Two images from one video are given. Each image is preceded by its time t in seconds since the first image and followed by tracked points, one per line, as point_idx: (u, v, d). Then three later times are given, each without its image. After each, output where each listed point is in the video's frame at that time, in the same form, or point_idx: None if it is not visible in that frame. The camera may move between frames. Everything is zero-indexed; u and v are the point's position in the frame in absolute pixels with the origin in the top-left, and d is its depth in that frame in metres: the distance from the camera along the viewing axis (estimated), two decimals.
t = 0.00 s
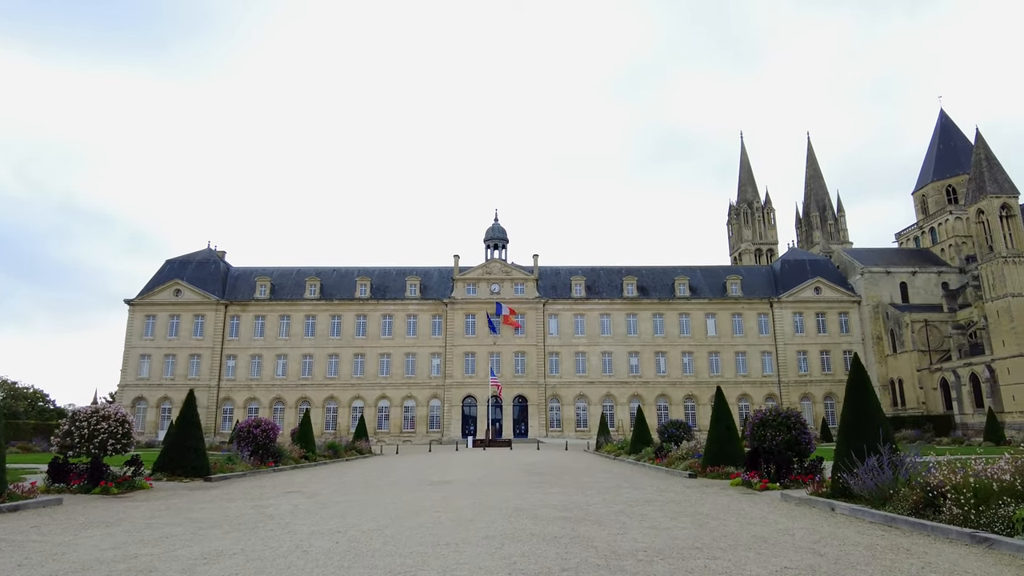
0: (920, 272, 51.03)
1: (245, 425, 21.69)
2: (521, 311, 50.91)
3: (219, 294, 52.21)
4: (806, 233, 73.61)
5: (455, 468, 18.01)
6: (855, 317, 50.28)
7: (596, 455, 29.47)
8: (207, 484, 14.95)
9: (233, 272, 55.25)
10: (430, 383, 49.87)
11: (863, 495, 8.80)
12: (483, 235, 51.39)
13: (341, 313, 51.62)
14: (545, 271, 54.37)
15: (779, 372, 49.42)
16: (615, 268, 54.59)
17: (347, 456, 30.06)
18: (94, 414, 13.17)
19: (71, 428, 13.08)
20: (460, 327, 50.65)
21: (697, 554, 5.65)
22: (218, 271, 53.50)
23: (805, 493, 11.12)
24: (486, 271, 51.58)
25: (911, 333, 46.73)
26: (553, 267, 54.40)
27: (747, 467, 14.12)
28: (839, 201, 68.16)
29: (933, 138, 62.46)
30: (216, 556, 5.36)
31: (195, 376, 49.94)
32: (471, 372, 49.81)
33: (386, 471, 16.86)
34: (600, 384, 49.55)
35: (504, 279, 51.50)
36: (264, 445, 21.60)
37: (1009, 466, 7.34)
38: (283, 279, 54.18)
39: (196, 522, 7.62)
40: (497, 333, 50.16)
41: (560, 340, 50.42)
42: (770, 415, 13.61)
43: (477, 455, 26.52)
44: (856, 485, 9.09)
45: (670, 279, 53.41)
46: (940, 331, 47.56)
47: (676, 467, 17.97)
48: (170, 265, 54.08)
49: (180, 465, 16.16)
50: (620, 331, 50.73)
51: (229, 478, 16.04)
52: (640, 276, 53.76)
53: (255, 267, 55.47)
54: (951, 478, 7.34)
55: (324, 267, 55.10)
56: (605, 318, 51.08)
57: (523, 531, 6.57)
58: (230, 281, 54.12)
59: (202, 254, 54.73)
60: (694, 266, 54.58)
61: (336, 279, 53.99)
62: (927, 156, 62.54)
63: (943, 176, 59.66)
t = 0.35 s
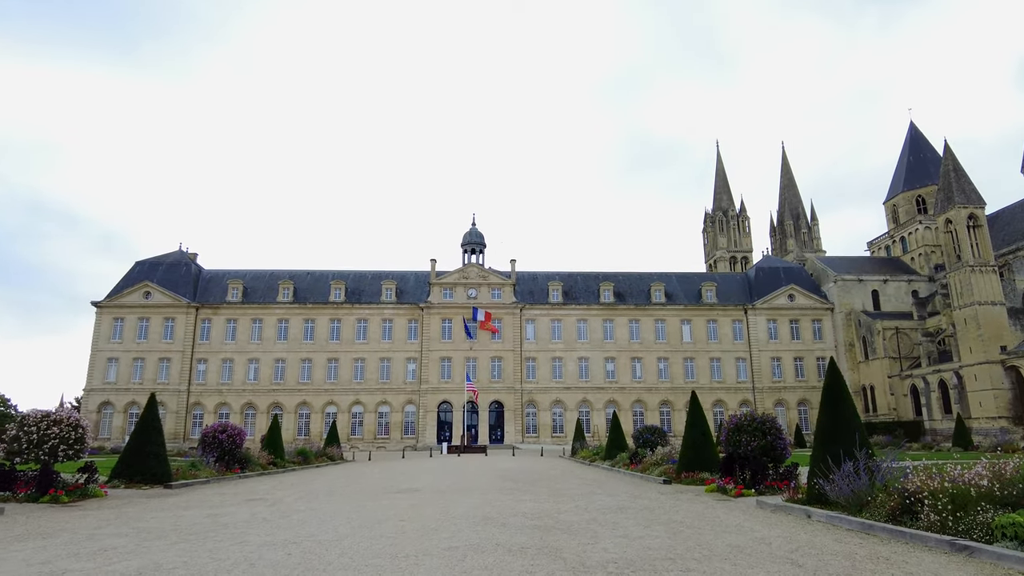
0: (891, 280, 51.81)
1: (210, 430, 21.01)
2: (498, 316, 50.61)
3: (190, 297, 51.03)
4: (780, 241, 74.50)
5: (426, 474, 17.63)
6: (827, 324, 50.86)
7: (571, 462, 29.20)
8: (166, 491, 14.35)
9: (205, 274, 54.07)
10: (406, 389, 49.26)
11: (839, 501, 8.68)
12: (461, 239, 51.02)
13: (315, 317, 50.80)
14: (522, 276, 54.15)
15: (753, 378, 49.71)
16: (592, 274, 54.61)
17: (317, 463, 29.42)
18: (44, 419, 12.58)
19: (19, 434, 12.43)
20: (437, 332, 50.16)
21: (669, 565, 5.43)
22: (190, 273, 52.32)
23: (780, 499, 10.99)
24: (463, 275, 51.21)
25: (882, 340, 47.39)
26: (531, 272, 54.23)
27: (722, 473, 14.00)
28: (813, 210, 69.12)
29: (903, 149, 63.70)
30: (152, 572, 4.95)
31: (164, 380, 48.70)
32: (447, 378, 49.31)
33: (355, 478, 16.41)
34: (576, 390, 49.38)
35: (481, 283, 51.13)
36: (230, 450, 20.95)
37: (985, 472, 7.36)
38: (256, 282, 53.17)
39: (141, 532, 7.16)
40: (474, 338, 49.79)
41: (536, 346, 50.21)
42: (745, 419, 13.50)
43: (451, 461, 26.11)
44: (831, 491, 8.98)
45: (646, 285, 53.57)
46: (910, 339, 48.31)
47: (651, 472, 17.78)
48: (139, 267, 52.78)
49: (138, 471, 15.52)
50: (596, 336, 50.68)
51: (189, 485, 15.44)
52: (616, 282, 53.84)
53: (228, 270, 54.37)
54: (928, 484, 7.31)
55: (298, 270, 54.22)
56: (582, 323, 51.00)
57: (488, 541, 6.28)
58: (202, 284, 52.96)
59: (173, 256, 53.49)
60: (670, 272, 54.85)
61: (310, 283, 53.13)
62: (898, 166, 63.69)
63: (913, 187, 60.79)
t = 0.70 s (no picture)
0: (876, 285, 52.14)
1: (188, 435, 20.47)
2: (485, 321, 50.29)
3: (173, 300, 50.26)
4: (766, 247, 74.83)
5: (408, 480, 17.25)
6: (813, 330, 51.02)
7: (557, 467, 28.91)
8: (138, 498, 13.90)
9: (189, 277, 53.30)
10: (391, 394, 48.74)
11: (831, 509, 8.49)
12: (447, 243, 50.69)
13: (299, 320, 50.17)
14: (509, 280, 53.89)
15: (740, 383, 49.70)
16: (580, 278, 54.48)
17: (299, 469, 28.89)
18: (8, 424, 12.09)
19: None
20: (423, 336, 49.73)
21: None
22: (173, 276, 51.54)
23: (769, 507, 10.82)
24: (450, 279, 50.83)
25: (867, 345, 47.60)
26: (518, 276, 53.99)
27: (710, 479, 13.80)
28: (798, 216, 69.49)
29: (887, 157, 64.27)
30: None
31: (146, 385, 47.88)
32: (433, 383, 48.85)
33: (335, 485, 16.00)
34: (563, 395, 49.13)
35: (468, 287, 50.79)
36: (208, 456, 20.42)
37: (980, 478, 7.27)
38: (240, 285, 52.43)
39: (100, 544, 6.76)
40: (460, 342, 49.40)
41: (523, 350, 49.93)
42: (733, 425, 13.33)
43: (436, 467, 25.72)
44: (823, 499, 8.80)
45: (633, 290, 53.52)
46: (895, 344, 48.57)
47: (637, 478, 17.54)
48: (121, 269, 51.89)
49: (110, 478, 15.00)
50: (583, 341, 50.48)
51: (163, 493, 14.97)
52: (603, 287, 53.73)
53: (212, 273, 53.61)
54: (924, 492, 7.23)
55: (282, 274, 53.56)
56: (569, 328, 50.78)
57: (467, 553, 6.00)
58: (185, 287, 52.19)
59: (155, 258, 52.66)
60: (657, 277, 54.84)
61: (295, 286, 52.51)
62: (882, 173, 64.25)
63: (897, 194, 61.30)
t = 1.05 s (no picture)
0: (867, 293, 52.26)
1: (170, 441, 20.02)
2: (476, 326, 49.95)
3: (161, 304, 49.62)
4: (757, 254, 74.98)
5: (394, 489, 16.89)
6: (804, 337, 50.99)
7: (547, 474, 28.57)
8: (115, 507, 13.48)
9: (177, 280, 52.68)
10: (381, 399, 48.28)
11: (829, 521, 8.39)
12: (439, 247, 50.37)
13: (288, 325, 49.64)
14: (500, 285, 53.61)
15: (731, 390, 49.56)
16: (571, 284, 54.29)
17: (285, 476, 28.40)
18: None
19: None
20: (413, 341, 49.31)
21: None
22: (161, 279, 50.90)
23: (763, 518, 10.60)
24: (441, 284, 50.47)
25: (858, 352, 47.65)
26: (509, 281, 53.72)
27: (702, 488, 13.53)
28: (789, 223, 69.69)
29: (878, 165, 64.62)
30: None
31: (132, 389, 47.19)
32: (423, 389, 48.41)
33: (319, 493, 15.61)
34: (554, 401, 48.83)
35: (459, 293, 50.47)
36: (190, 463, 19.97)
37: (984, 490, 7.20)
38: (229, 289, 51.83)
39: (61, 558, 6.42)
40: (451, 348, 49.02)
41: (514, 356, 49.60)
42: (726, 432, 13.12)
43: (424, 474, 25.33)
44: (820, 511, 8.65)
45: (625, 296, 53.36)
46: (886, 352, 48.62)
47: (628, 486, 17.26)
48: (108, 272, 51.16)
49: (86, 485, 14.55)
50: (574, 347, 50.22)
51: (141, 500, 14.54)
52: (595, 293, 53.56)
53: (200, 276, 52.97)
54: (926, 504, 7.17)
55: (271, 278, 53.02)
56: (561, 333, 50.53)
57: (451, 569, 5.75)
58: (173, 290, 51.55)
59: (143, 261, 52.01)
60: (649, 283, 54.76)
61: (284, 290, 51.97)
62: (872, 181, 64.54)
63: (888, 202, 61.58)
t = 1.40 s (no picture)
0: (844, 299, 52.80)
1: (138, 445, 19.43)
2: (456, 330, 49.58)
3: (135, 305, 48.59)
4: (737, 261, 75.52)
5: (367, 495, 16.51)
6: (783, 343, 51.31)
7: (526, 479, 28.28)
8: (73, 513, 12.96)
9: (153, 282, 51.65)
10: (359, 404, 47.68)
11: (809, 527, 8.25)
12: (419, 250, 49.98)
13: (266, 328, 48.87)
14: (481, 289, 53.33)
15: (710, 395, 49.66)
16: (553, 289, 54.18)
17: (259, 482, 27.80)
18: None
19: None
20: (393, 345, 48.79)
21: None
22: (135, 280, 49.86)
23: (742, 523, 10.45)
24: (421, 288, 50.06)
25: (836, 358, 48.05)
26: (490, 285, 53.46)
27: (680, 494, 13.36)
28: (769, 230, 70.30)
29: (855, 174, 65.48)
30: None
31: (104, 392, 46.10)
32: (402, 393, 47.88)
33: (290, 499, 15.19)
34: (534, 405, 48.57)
35: (440, 296, 50.09)
36: (158, 468, 19.37)
37: (966, 493, 7.11)
38: (205, 290, 50.90)
39: None
40: (431, 352, 48.57)
41: (495, 360, 49.29)
42: (705, 437, 13.01)
43: (401, 479, 24.92)
44: (800, 516, 8.53)
45: (606, 301, 53.37)
46: (862, 358, 49.14)
47: (607, 491, 17.06)
48: (81, 272, 49.98)
49: (43, 491, 13.93)
50: (555, 352, 50.05)
51: (103, 507, 14.04)
52: (576, 297, 53.49)
53: (176, 278, 51.97)
54: (907, 510, 7.07)
55: (249, 279, 52.19)
56: (541, 338, 50.34)
57: None
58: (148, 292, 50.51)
59: (118, 261, 50.93)
60: (629, 288, 54.83)
61: (262, 293, 51.18)
62: (850, 190, 65.36)
63: (865, 210, 62.36)
